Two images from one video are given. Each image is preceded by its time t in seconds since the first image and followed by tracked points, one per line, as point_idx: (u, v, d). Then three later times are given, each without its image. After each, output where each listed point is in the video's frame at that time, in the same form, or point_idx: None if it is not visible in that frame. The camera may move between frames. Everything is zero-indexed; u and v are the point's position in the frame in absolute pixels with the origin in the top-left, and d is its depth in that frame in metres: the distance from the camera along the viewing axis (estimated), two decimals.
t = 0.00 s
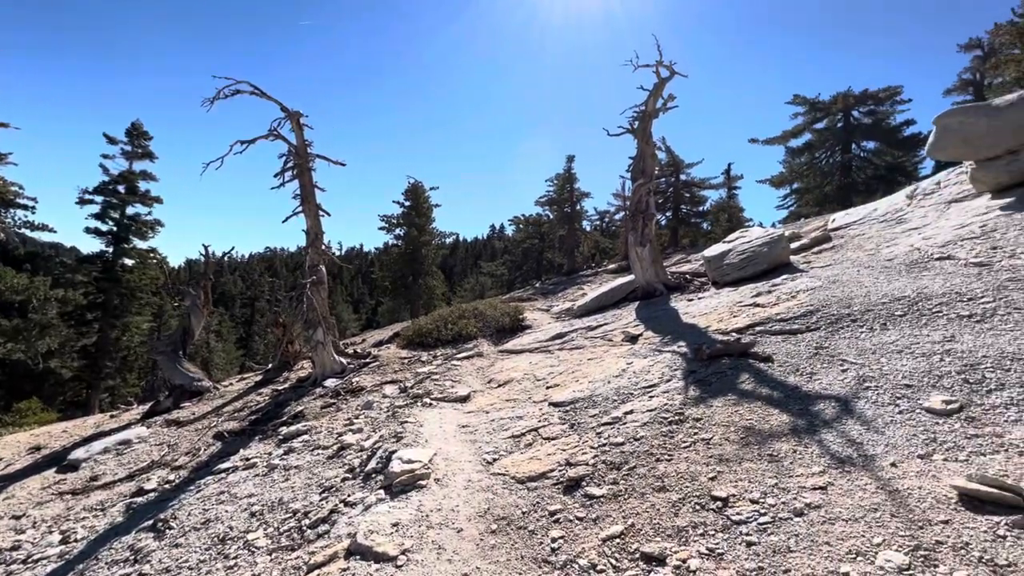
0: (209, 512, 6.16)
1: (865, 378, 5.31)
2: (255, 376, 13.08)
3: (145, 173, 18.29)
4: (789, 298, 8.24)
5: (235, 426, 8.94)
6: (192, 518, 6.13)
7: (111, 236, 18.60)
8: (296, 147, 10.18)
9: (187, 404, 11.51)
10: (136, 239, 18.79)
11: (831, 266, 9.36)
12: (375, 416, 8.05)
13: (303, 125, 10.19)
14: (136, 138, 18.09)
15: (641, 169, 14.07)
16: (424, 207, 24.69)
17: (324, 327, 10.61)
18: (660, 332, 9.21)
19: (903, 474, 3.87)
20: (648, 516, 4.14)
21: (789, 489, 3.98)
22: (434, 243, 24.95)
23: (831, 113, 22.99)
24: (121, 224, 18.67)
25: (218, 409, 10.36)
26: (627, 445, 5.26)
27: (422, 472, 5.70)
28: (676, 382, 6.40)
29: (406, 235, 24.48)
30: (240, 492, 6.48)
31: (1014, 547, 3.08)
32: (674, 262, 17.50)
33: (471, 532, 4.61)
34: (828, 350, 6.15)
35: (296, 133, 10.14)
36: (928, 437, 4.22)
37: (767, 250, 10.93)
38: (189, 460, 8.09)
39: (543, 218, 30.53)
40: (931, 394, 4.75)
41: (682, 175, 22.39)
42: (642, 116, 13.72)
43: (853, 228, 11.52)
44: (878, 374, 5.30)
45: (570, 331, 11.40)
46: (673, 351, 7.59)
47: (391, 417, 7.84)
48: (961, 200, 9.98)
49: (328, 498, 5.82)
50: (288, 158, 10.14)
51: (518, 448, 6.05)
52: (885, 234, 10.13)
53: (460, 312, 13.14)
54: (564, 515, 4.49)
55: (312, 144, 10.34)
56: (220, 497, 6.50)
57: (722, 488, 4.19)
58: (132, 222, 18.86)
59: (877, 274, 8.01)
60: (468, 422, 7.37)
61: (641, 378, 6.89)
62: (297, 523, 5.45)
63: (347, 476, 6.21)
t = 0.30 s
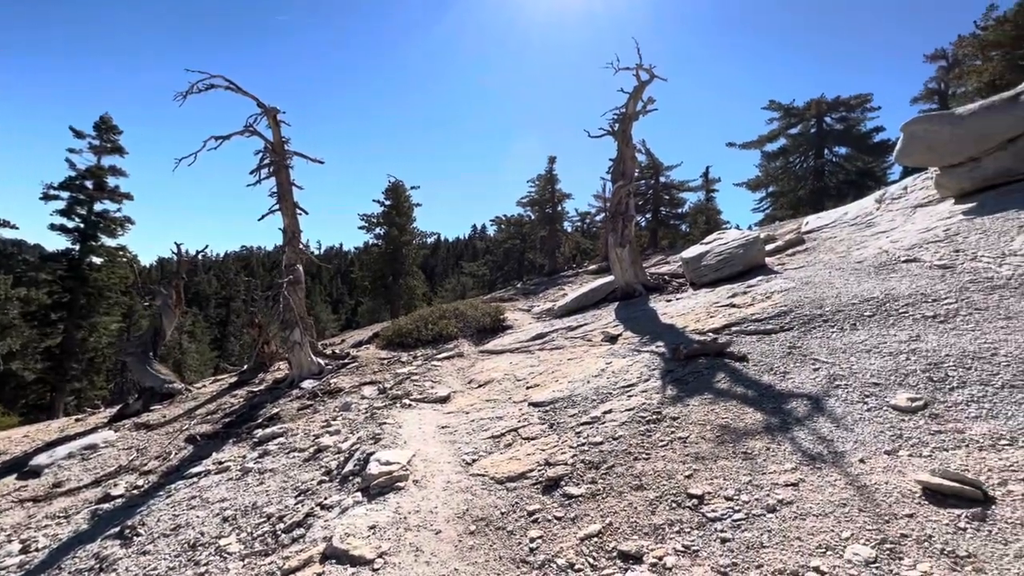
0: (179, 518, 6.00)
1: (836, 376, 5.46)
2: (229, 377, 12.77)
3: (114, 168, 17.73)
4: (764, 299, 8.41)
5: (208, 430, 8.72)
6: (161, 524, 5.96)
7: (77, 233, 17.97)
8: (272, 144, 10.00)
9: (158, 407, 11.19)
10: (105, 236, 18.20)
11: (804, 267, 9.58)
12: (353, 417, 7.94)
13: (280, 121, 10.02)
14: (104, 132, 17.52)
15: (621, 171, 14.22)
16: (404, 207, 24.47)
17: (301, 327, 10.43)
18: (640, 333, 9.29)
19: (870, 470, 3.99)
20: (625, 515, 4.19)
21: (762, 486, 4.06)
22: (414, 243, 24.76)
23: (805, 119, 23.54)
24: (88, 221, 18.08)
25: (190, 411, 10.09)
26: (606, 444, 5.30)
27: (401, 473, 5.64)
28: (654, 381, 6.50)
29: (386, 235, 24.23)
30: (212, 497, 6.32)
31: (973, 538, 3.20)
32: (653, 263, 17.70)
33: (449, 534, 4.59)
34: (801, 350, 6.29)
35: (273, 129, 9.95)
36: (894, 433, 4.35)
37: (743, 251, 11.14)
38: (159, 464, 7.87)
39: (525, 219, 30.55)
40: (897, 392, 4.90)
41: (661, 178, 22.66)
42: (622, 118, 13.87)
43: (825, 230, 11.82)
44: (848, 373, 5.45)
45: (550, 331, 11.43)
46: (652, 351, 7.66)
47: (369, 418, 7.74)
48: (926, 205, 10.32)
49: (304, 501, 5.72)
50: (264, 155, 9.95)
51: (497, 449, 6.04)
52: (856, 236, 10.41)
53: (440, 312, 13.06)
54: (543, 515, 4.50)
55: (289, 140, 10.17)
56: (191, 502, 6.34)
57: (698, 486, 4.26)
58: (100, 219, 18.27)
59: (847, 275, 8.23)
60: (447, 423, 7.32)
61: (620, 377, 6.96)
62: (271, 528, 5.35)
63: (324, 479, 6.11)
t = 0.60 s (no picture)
0: (151, 523, 5.84)
1: (812, 376, 5.57)
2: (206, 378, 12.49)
3: (86, 163, 17.22)
4: (743, 299, 8.55)
5: (183, 432, 8.52)
6: (133, 529, 5.80)
7: (46, 230, 17.42)
8: (252, 140, 9.82)
9: (130, 409, 10.86)
10: (76, 233, 17.72)
11: (782, 268, 9.77)
12: (333, 418, 7.84)
13: (259, 117, 9.85)
14: (75, 126, 17.02)
15: (604, 172, 14.30)
16: (387, 206, 24.26)
17: (280, 327, 10.26)
18: (621, 333, 9.37)
19: (844, 468, 4.07)
20: (606, 514, 4.21)
21: (740, 484, 4.12)
22: (397, 242, 24.57)
23: (783, 123, 24.03)
24: (58, 217, 17.54)
25: (164, 414, 9.84)
26: (587, 443, 5.32)
27: (381, 475, 5.59)
28: (635, 379, 6.52)
29: (369, 234, 23.99)
30: (186, 501, 6.17)
31: (942, 532, 3.29)
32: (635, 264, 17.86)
33: (430, 535, 4.56)
34: (778, 349, 6.40)
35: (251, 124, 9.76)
36: (867, 431, 4.46)
37: (724, 253, 11.34)
38: (131, 467, 7.65)
39: (509, 219, 30.56)
40: (870, 390, 5.02)
41: (643, 179, 22.88)
42: (605, 119, 13.96)
43: (802, 232, 12.07)
44: (823, 372, 5.57)
45: (534, 331, 11.45)
46: (634, 351, 7.74)
47: (349, 419, 7.65)
48: (898, 208, 10.60)
49: (282, 504, 5.62)
50: (243, 152, 9.75)
51: (479, 449, 6.03)
52: (832, 238, 10.65)
53: (423, 312, 12.97)
54: (524, 515, 4.51)
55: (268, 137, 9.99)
56: (164, 506, 6.18)
57: (678, 484, 4.31)
58: (71, 216, 17.76)
59: (823, 277, 8.41)
60: (429, 423, 7.27)
61: (602, 377, 6.97)
62: (248, 532, 5.24)
63: (303, 481, 6.02)
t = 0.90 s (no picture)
0: (127, 526, 5.70)
1: (792, 375, 5.65)
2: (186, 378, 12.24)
3: (61, 158, 16.79)
4: (726, 299, 8.66)
5: (161, 433, 8.34)
6: (107, 534, 5.66)
7: (19, 226, 16.93)
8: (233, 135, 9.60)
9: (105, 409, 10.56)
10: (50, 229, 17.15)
11: (765, 269, 9.90)
12: (316, 419, 7.75)
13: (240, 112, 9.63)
14: (51, 119, 16.59)
15: (591, 172, 14.35)
16: (372, 204, 24.10)
17: (262, 326, 10.10)
18: (607, 332, 9.40)
19: (823, 465, 4.15)
20: (590, 513, 4.23)
21: (722, 481, 4.17)
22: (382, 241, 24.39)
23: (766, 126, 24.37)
24: (32, 213, 17.07)
25: (143, 414, 9.62)
26: (572, 443, 5.34)
27: (364, 475, 5.53)
28: (620, 378, 6.44)
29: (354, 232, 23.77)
30: (164, 504, 6.04)
31: (916, 527, 3.37)
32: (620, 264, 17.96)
33: (413, 536, 4.53)
34: (760, 348, 6.50)
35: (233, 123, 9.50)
36: (845, 429, 4.54)
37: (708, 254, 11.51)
38: (107, 470, 7.47)
39: (495, 218, 30.51)
40: (848, 389, 5.11)
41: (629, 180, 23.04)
42: (592, 119, 14.02)
43: (784, 233, 12.24)
44: (804, 371, 5.66)
45: (520, 330, 11.43)
46: (618, 350, 7.77)
47: (333, 419, 7.56)
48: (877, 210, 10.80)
49: (262, 506, 5.53)
50: (225, 147, 9.58)
51: (464, 449, 6.01)
52: (813, 239, 10.82)
53: (408, 311, 12.87)
54: (508, 515, 4.50)
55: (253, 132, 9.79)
56: (140, 509, 6.04)
57: (661, 483, 4.36)
58: (45, 211, 17.29)
59: (805, 277, 8.54)
60: (414, 423, 7.22)
61: (587, 376, 6.95)
62: (227, 535, 5.14)
63: (285, 482, 5.93)
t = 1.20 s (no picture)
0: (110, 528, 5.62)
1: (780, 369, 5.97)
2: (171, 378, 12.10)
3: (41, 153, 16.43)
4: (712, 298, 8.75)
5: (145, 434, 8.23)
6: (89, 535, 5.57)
7: None
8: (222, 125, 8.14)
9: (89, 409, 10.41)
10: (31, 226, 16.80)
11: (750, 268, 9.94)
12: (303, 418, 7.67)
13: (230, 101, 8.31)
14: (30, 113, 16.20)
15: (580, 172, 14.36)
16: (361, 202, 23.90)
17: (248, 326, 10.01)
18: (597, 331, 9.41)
19: (807, 461, 4.53)
20: (577, 512, 4.69)
21: (710, 479, 4.63)
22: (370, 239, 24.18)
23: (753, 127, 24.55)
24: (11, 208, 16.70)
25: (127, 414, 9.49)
26: (558, 441, 5.35)
27: (351, 475, 5.48)
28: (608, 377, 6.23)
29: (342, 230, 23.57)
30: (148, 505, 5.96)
31: (898, 522, 3.92)
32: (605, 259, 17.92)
33: (401, 536, 4.83)
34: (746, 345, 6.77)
35: (217, 123, 7.95)
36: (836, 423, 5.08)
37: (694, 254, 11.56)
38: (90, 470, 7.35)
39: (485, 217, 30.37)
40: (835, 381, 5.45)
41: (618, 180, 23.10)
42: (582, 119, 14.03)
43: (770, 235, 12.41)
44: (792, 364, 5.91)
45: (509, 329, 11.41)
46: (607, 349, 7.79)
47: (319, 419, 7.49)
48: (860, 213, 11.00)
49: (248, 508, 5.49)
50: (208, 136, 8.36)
51: (453, 449, 5.90)
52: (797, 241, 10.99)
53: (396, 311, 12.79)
54: (496, 513, 4.87)
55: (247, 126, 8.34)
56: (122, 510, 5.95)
57: (651, 481, 4.77)
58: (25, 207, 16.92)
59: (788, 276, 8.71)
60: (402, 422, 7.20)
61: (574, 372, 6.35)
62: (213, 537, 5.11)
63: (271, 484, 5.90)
